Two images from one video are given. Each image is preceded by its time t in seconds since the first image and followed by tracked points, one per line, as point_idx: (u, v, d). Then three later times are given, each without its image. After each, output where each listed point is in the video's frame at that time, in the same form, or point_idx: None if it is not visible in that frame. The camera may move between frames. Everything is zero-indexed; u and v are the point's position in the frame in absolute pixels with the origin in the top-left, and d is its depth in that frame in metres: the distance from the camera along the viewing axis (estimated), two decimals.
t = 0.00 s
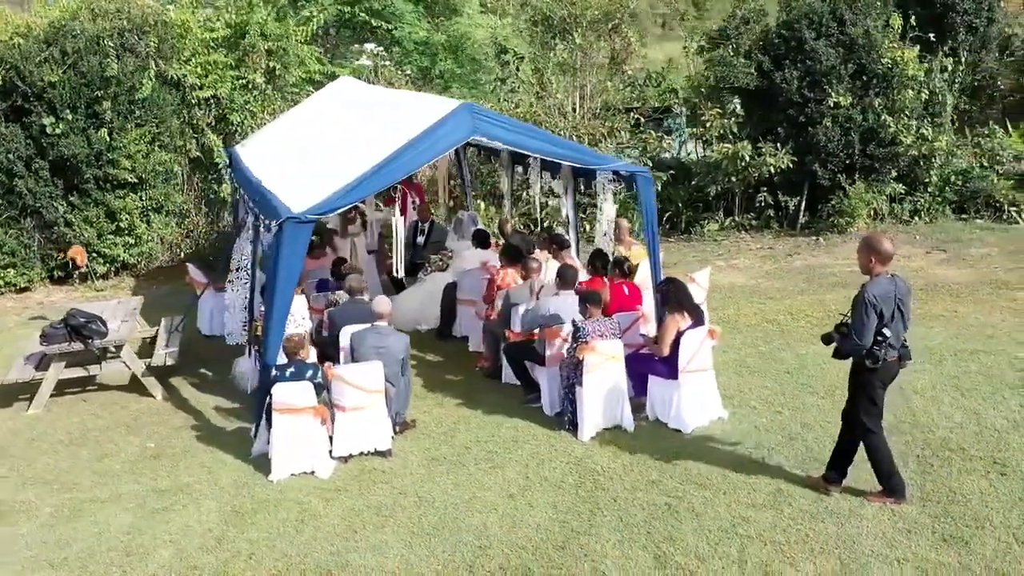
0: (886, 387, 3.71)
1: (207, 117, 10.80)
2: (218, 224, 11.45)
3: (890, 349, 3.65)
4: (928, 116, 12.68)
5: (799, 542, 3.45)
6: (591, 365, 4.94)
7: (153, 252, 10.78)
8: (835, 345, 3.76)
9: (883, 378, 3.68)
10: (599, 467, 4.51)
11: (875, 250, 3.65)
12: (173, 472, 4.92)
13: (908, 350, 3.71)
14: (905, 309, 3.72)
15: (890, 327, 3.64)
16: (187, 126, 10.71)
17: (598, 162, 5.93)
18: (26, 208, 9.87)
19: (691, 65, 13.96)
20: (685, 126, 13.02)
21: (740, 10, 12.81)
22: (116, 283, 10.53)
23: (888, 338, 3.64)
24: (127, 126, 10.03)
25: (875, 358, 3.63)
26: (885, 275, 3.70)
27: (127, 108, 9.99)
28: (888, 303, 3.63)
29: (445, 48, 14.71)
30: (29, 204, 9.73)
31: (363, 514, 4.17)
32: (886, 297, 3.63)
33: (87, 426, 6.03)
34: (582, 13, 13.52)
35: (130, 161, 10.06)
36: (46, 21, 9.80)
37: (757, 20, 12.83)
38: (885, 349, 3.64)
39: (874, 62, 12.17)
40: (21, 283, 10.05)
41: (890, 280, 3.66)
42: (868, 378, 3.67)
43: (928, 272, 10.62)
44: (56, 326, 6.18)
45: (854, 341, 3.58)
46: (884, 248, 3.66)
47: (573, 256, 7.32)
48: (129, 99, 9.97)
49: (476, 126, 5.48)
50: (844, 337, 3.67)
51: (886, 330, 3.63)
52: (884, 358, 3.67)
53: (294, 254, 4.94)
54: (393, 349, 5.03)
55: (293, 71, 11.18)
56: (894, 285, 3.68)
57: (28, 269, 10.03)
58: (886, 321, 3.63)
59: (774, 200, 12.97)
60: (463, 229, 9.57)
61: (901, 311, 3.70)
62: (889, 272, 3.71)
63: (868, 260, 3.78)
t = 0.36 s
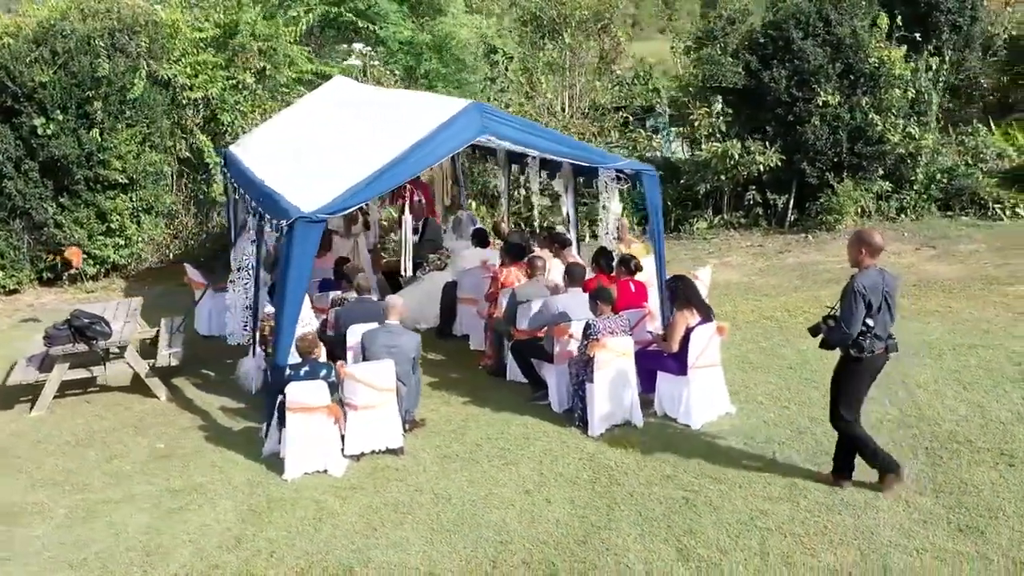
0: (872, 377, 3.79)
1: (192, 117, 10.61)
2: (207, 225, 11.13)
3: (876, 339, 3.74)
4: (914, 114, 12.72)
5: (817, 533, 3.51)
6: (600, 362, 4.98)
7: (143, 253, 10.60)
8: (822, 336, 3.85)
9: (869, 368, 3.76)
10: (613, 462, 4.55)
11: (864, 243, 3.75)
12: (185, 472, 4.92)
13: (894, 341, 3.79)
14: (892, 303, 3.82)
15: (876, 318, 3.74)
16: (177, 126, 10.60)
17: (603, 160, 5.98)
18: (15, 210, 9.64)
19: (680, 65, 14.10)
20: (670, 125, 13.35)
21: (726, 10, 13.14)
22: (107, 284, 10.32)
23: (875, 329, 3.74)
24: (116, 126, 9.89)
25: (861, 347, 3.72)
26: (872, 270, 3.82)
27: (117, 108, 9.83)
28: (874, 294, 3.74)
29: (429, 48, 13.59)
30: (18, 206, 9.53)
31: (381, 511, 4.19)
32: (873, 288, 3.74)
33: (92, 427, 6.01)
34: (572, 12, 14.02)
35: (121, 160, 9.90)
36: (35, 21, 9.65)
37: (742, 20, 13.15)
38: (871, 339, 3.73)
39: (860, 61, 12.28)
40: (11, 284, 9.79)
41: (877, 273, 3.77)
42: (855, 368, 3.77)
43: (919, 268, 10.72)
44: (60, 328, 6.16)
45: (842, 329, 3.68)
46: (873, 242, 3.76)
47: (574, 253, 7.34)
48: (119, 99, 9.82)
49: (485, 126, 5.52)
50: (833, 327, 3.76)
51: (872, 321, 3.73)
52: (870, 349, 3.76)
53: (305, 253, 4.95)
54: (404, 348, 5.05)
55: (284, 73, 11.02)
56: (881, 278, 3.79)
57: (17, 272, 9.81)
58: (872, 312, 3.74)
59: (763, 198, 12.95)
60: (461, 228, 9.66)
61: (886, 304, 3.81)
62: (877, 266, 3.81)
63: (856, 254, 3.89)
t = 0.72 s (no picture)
0: (864, 371, 3.84)
1: (181, 116, 10.40)
2: (196, 226, 11.01)
3: (867, 334, 3.77)
4: (899, 113, 12.84)
5: (834, 523, 3.57)
6: (610, 358, 5.03)
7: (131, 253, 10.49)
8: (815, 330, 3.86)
9: (860, 362, 3.81)
10: (624, 458, 4.60)
11: (855, 238, 3.74)
12: (196, 471, 4.92)
13: (886, 335, 3.83)
14: (882, 296, 3.84)
15: (866, 312, 3.76)
16: (164, 125, 10.39)
17: (608, 158, 6.02)
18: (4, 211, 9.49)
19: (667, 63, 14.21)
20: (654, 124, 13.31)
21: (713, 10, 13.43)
22: (97, 285, 10.23)
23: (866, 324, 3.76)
24: (106, 127, 9.75)
25: (854, 343, 3.75)
26: (866, 262, 3.82)
27: (106, 108, 9.70)
28: (866, 290, 3.75)
29: (414, 48, 13.44)
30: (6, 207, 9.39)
31: (398, 507, 4.22)
32: (864, 282, 3.75)
33: (97, 428, 5.99)
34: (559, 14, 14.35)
35: (111, 161, 9.79)
36: (24, 21, 9.53)
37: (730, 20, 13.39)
38: (863, 334, 3.76)
39: (847, 61, 12.39)
40: None
41: (868, 267, 3.77)
42: (845, 362, 3.80)
43: (910, 264, 10.83)
44: (64, 328, 6.13)
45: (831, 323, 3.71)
46: (863, 235, 3.76)
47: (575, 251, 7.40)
48: (110, 100, 9.69)
49: (493, 125, 5.56)
50: (825, 320, 3.78)
51: (863, 315, 3.74)
52: (861, 343, 3.79)
53: (316, 252, 4.97)
54: (414, 345, 5.08)
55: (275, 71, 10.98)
56: (872, 271, 3.79)
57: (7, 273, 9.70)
58: (863, 306, 3.75)
59: (751, 196, 13.04)
60: (459, 226, 9.83)
61: (879, 297, 3.83)
62: (866, 259, 3.81)
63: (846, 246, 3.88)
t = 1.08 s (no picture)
0: (840, 370, 3.92)
1: (172, 117, 10.27)
2: (185, 227, 10.99)
3: (842, 333, 3.86)
4: (883, 112, 12.92)
5: (849, 514, 3.64)
6: (619, 355, 5.08)
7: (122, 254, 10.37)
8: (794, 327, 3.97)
9: (835, 361, 3.90)
10: (635, 453, 4.65)
11: (834, 240, 3.84)
12: (207, 470, 4.93)
13: (864, 336, 3.90)
14: (863, 298, 3.90)
15: (843, 313, 3.85)
16: (154, 127, 10.24)
17: (613, 156, 6.08)
18: None
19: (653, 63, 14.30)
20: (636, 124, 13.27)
21: (701, 10, 13.93)
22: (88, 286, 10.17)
23: (842, 323, 3.85)
24: (97, 128, 9.66)
25: (826, 341, 3.85)
26: (848, 264, 3.90)
27: (97, 109, 9.61)
28: (843, 291, 3.83)
29: (400, 48, 13.22)
30: None
31: (414, 503, 4.25)
32: (841, 283, 3.83)
33: (102, 428, 5.98)
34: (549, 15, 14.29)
35: (103, 162, 9.71)
36: (12, 21, 9.46)
37: (716, 19, 13.83)
38: (837, 333, 3.85)
39: (834, 60, 12.51)
40: None
41: (847, 268, 3.85)
42: (823, 360, 3.91)
43: (899, 261, 10.95)
44: (68, 328, 6.11)
45: (806, 323, 3.83)
46: (844, 238, 3.84)
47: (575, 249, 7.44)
48: (101, 100, 9.61)
49: (501, 124, 5.61)
50: (803, 319, 3.91)
51: (839, 316, 3.84)
52: (836, 342, 3.88)
53: (325, 251, 4.99)
54: (424, 342, 5.11)
55: (266, 73, 10.75)
56: (852, 273, 3.87)
57: None
58: (840, 307, 3.83)
59: (738, 194, 13.12)
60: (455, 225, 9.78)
61: (861, 299, 3.89)
62: (848, 261, 3.89)
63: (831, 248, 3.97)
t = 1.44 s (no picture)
0: (825, 363, 4.01)
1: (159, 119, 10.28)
2: (170, 228, 10.89)
3: (824, 328, 3.95)
4: (866, 110, 13.12)
5: (859, 505, 3.71)
6: (623, 351, 5.13)
7: (107, 255, 10.29)
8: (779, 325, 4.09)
9: (820, 355, 3.98)
10: (642, 448, 4.70)
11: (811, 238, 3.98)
12: (215, 470, 4.93)
13: (848, 330, 3.98)
14: (846, 293, 3.99)
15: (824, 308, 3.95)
16: (139, 128, 10.19)
17: (613, 155, 6.14)
18: None
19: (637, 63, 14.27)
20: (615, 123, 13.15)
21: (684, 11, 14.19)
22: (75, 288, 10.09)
23: (823, 318, 3.95)
24: (84, 128, 9.55)
25: (808, 336, 3.95)
26: (828, 260, 4.02)
27: (84, 109, 9.49)
28: (822, 287, 3.94)
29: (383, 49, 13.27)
30: None
31: (427, 500, 4.28)
32: (820, 279, 3.94)
33: (103, 430, 5.95)
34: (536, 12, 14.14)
35: (90, 164, 9.61)
36: None
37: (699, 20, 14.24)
38: (820, 328, 3.95)
39: (817, 59, 12.64)
40: None
41: (826, 265, 3.96)
42: (808, 354, 4.00)
43: (886, 257, 11.08)
44: (67, 330, 6.08)
45: (787, 318, 3.95)
46: (822, 236, 3.97)
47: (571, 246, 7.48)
48: (88, 101, 9.50)
49: (503, 122, 5.64)
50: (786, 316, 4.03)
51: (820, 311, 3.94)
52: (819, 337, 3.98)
53: (331, 251, 5.01)
54: (429, 340, 5.15)
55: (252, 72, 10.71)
56: (832, 270, 3.98)
57: None
58: (820, 303, 3.94)
59: (722, 192, 13.21)
60: (448, 226, 9.76)
61: (843, 294, 3.99)
62: (828, 258, 4.01)
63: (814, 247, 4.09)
